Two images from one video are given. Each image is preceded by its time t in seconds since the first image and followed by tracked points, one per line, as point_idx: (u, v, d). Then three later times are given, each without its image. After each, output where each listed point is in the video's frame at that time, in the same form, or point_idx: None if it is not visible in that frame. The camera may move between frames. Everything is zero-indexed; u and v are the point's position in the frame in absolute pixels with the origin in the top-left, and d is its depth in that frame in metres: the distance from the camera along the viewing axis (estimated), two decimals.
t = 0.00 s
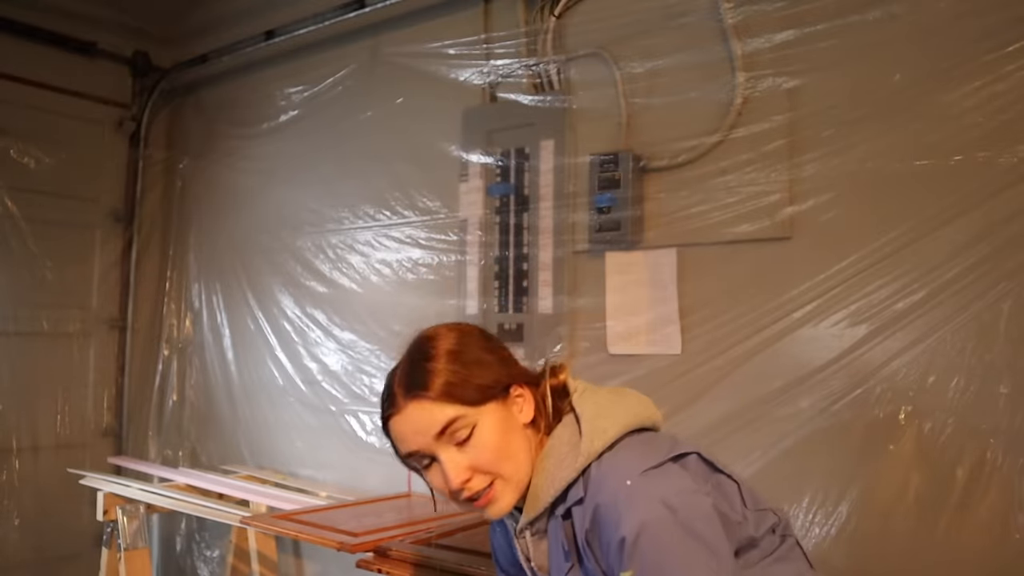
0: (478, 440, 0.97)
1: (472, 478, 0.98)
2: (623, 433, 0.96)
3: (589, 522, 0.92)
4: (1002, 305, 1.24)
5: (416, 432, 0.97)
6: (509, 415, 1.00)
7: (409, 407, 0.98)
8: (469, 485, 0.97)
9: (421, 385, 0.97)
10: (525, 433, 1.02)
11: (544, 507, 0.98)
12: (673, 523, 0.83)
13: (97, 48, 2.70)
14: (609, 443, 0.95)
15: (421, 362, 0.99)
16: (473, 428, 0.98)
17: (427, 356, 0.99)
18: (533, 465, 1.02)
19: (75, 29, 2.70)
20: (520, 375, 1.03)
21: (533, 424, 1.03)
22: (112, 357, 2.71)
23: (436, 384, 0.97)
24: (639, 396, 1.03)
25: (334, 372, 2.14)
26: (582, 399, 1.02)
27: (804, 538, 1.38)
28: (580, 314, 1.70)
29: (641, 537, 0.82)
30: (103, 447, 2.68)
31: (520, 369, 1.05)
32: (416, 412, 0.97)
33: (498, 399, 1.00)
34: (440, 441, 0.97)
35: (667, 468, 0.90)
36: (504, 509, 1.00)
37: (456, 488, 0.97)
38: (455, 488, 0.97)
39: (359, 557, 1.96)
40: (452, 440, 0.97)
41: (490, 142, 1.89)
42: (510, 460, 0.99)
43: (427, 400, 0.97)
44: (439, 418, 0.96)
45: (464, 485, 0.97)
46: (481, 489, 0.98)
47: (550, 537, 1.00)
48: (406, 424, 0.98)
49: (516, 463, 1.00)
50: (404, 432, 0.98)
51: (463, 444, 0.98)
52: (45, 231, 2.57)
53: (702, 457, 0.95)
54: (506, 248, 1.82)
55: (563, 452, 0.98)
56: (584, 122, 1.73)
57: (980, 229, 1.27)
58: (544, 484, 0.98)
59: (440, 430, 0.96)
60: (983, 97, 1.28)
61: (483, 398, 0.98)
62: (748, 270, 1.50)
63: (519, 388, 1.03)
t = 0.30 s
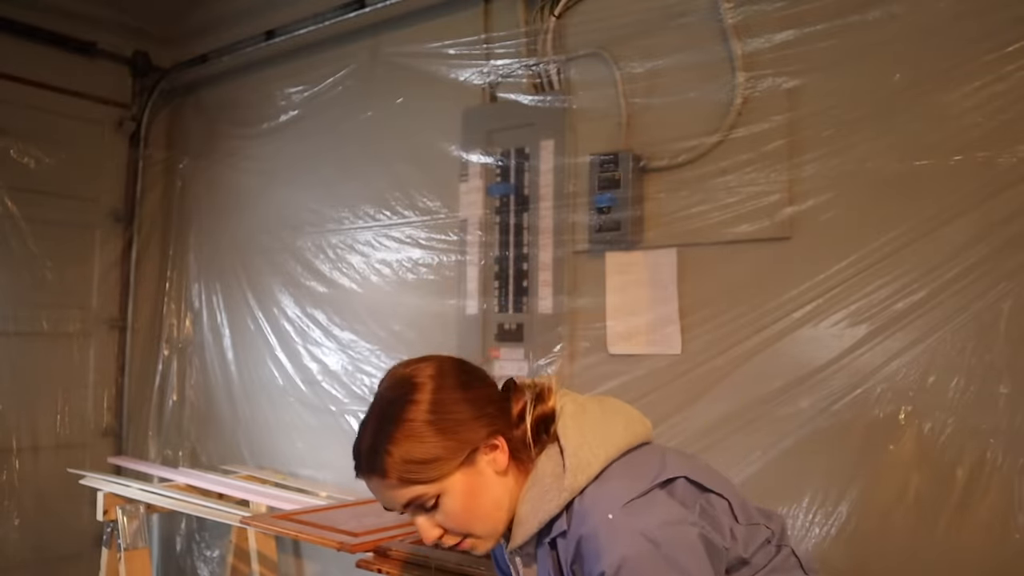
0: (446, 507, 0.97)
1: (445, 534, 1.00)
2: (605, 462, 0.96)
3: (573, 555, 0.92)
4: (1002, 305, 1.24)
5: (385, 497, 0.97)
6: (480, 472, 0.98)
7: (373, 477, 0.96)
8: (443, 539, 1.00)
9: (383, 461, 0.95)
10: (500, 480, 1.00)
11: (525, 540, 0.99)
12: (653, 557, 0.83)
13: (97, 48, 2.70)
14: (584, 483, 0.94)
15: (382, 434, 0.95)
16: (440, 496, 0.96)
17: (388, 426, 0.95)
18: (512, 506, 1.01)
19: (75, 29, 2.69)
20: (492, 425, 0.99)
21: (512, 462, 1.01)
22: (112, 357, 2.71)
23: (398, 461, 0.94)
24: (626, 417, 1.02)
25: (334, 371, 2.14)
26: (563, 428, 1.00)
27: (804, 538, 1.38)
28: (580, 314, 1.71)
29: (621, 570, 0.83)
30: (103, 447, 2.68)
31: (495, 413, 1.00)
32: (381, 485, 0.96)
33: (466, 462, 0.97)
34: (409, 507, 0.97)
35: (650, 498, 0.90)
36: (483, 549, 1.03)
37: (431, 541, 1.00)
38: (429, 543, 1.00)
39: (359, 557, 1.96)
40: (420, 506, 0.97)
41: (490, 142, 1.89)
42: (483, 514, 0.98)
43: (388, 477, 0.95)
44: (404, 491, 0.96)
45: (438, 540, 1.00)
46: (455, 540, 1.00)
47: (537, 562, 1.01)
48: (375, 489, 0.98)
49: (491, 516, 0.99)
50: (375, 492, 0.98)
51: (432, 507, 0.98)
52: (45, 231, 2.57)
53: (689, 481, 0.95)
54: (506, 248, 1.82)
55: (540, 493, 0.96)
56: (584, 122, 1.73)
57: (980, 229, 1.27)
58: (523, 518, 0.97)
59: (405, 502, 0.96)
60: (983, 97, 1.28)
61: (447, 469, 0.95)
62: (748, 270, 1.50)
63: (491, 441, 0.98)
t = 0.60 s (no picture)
0: (459, 511, 0.96)
1: (456, 535, 0.99)
2: (627, 466, 0.95)
3: (593, 557, 0.92)
4: (1002, 305, 1.24)
5: (397, 498, 0.96)
6: (496, 476, 0.97)
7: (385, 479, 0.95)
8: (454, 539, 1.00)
9: (395, 467, 0.93)
10: (515, 482, 0.99)
11: (540, 541, 0.99)
12: (677, 557, 0.83)
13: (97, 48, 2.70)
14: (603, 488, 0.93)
15: (394, 441, 0.92)
16: (454, 501, 0.95)
17: (400, 432, 0.92)
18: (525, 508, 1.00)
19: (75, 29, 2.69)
20: (512, 429, 0.97)
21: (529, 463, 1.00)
22: (112, 357, 2.71)
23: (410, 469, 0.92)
24: (645, 417, 1.02)
25: (333, 371, 2.14)
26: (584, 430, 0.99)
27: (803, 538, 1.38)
28: (580, 314, 1.71)
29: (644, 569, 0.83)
30: (103, 447, 2.68)
31: (514, 416, 0.98)
32: (391, 488, 0.94)
33: (481, 468, 0.95)
34: (421, 509, 0.96)
35: (672, 498, 0.90)
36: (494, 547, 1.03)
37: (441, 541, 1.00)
38: (440, 543, 1.00)
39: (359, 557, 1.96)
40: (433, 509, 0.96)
41: (490, 142, 1.89)
42: (497, 517, 0.98)
43: (400, 482, 0.93)
44: (416, 496, 0.94)
45: (449, 540, 1.00)
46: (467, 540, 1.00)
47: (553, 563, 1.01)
48: (386, 489, 0.96)
49: (505, 518, 0.98)
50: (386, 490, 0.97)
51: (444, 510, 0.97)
52: (45, 231, 2.57)
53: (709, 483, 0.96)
54: (506, 248, 1.82)
55: (558, 497, 0.96)
56: (584, 122, 1.73)
57: (979, 229, 1.27)
58: (540, 519, 0.98)
59: (417, 506, 0.95)
60: (983, 97, 1.28)
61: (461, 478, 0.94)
62: (748, 270, 1.50)
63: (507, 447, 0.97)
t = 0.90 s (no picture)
0: (480, 494, 0.94)
1: (474, 518, 0.97)
2: (659, 449, 0.93)
3: (622, 539, 0.90)
4: (1002, 305, 1.24)
5: (414, 480, 0.94)
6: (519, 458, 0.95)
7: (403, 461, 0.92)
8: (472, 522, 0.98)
9: (415, 447, 0.90)
10: (537, 465, 0.97)
11: (562, 524, 0.97)
12: (720, 542, 0.82)
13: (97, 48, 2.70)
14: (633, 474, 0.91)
15: (413, 422, 0.90)
16: (475, 485, 0.93)
17: (421, 412, 0.90)
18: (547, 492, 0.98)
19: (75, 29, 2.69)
20: (538, 411, 0.94)
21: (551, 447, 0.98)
22: (112, 357, 2.71)
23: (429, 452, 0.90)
24: (674, 403, 1.00)
25: (333, 371, 2.14)
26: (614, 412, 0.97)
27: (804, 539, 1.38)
28: (580, 314, 1.71)
29: (687, 550, 0.81)
30: (103, 447, 2.68)
31: (541, 398, 0.95)
32: (410, 469, 0.92)
33: (505, 451, 0.93)
34: (440, 491, 0.94)
35: (708, 482, 0.89)
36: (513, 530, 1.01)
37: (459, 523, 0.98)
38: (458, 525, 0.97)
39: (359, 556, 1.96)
40: (452, 494, 0.94)
41: (490, 142, 1.89)
42: (519, 501, 0.96)
43: (419, 463, 0.91)
44: (436, 478, 0.92)
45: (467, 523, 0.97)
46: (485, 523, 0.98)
47: (574, 549, 0.98)
48: (404, 471, 0.94)
49: (526, 502, 0.96)
50: (403, 472, 0.95)
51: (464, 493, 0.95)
52: (45, 231, 2.57)
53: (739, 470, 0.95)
54: (506, 248, 1.82)
55: (583, 483, 0.94)
56: (584, 122, 1.73)
57: (980, 229, 1.27)
58: (564, 502, 0.96)
59: (436, 488, 0.93)
60: (983, 97, 1.28)
61: (482, 462, 0.91)
62: (748, 270, 1.50)
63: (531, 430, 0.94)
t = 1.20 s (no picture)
0: (540, 362, 0.83)
1: (529, 391, 0.86)
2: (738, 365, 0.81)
3: (678, 437, 0.78)
4: (1002, 305, 1.24)
5: (473, 335, 0.85)
6: (587, 336, 0.84)
7: (464, 311, 0.84)
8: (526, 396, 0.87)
9: (481, 294, 0.82)
10: (607, 351, 0.86)
11: (613, 418, 0.85)
12: (805, 447, 0.71)
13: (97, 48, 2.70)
14: (707, 373, 0.80)
15: (482, 268, 0.82)
16: (537, 349, 0.83)
17: (495, 258, 0.82)
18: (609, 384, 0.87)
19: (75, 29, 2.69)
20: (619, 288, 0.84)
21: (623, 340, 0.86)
22: (112, 357, 2.72)
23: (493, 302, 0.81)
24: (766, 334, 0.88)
25: (333, 371, 2.15)
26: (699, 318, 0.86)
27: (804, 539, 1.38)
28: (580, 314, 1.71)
29: (767, 442, 0.70)
30: (103, 447, 2.68)
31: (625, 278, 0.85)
32: (472, 319, 0.83)
33: (574, 321, 0.83)
34: (499, 351, 0.84)
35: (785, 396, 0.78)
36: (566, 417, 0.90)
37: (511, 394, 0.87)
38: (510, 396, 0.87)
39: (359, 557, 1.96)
40: (509, 358, 0.84)
41: (490, 142, 1.89)
42: (579, 381, 0.85)
43: (483, 311, 0.82)
44: (496, 332, 0.82)
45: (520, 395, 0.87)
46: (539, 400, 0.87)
47: (615, 450, 0.86)
48: (463, 323, 0.85)
49: (585, 383, 0.85)
50: (463, 327, 0.87)
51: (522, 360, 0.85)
52: (45, 231, 2.57)
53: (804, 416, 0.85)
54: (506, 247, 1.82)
55: (650, 374, 0.83)
56: (584, 123, 1.73)
57: (980, 229, 1.27)
58: (622, 393, 0.84)
59: (495, 345, 0.83)
60: (984, 97, 1.28)
61: (547, 325, 0.81)
62: (748, 270, 1.50)
63: (604, 309, 0.83)
